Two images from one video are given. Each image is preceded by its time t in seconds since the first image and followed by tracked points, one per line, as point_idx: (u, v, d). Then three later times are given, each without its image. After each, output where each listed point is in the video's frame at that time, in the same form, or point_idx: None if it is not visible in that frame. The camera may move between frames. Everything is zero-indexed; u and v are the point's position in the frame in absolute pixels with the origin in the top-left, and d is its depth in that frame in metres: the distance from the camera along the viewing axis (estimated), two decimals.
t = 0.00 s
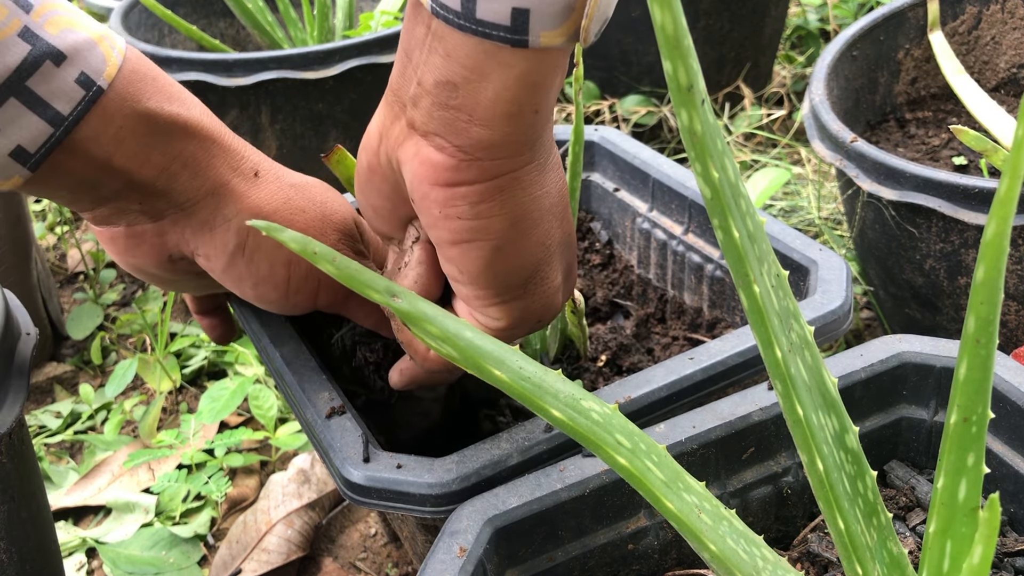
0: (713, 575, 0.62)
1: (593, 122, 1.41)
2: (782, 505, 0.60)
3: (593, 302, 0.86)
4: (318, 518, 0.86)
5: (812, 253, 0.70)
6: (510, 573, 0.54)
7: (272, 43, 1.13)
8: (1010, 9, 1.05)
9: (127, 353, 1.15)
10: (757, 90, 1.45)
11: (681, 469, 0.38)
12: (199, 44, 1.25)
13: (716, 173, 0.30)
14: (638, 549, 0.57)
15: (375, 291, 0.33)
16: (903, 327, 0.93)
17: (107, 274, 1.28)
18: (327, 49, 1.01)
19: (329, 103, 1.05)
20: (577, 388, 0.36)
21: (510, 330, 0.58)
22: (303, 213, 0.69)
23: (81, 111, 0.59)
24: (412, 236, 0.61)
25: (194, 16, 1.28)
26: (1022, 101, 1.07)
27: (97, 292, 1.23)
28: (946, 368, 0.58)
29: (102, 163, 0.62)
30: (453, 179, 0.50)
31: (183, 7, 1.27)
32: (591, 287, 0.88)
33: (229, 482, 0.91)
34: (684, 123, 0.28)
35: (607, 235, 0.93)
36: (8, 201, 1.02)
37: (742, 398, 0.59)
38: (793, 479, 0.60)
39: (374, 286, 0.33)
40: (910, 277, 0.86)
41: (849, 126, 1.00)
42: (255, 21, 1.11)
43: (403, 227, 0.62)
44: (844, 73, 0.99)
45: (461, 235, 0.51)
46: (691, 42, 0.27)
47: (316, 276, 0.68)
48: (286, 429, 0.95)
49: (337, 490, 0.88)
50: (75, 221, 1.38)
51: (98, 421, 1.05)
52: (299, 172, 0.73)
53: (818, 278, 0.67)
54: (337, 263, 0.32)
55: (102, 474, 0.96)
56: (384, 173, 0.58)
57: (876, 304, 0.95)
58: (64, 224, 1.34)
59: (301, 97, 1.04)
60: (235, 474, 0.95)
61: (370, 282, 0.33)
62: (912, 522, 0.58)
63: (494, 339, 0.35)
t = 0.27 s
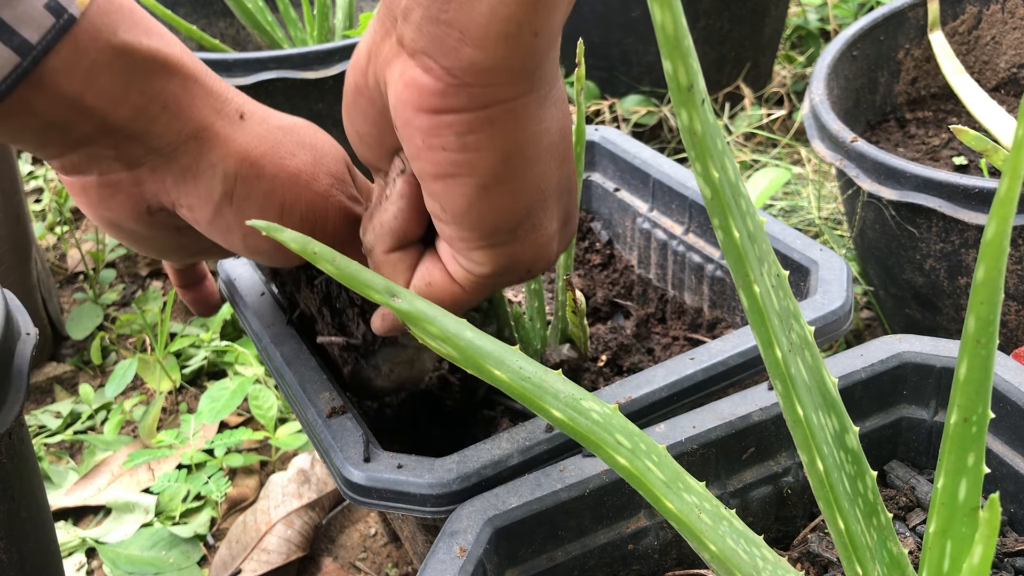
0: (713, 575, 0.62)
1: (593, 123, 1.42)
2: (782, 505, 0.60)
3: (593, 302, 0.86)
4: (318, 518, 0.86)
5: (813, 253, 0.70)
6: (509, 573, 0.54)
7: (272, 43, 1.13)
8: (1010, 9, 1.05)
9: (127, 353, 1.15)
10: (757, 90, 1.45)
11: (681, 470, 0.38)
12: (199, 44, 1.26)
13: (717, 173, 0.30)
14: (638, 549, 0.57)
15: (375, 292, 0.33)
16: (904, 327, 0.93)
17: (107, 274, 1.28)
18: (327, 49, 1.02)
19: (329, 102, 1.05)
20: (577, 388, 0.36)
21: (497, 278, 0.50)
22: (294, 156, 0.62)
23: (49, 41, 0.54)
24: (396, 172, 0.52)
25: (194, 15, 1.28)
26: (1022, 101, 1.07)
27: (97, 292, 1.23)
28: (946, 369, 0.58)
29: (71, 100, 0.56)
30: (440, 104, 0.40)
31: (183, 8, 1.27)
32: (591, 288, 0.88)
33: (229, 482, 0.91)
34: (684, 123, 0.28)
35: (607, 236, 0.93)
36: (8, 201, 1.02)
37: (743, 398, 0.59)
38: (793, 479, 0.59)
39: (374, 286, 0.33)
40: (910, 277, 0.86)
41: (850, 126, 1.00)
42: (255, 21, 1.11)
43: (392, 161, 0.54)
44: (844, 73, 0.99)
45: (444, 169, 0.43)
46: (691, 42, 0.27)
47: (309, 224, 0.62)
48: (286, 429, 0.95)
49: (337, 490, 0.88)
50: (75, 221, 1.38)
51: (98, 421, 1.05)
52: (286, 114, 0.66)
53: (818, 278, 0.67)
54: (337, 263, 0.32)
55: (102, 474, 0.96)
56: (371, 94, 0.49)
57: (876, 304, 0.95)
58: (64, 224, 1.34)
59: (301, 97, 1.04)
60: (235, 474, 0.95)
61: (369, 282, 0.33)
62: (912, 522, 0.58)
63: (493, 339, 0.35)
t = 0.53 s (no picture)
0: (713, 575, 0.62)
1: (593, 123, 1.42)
2: (782, 505, 0.60)
3: (593, 302, 0.86)
4: (318, 518, 0.86)
5: (813, 253, 0.70)
6: (509, 573, 0.54)
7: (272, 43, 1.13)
8: (1010, 9, 1.05)
9: (127, 353, 1.15)
10: (757, 90, 1.45)
11: (681, 469, 0.38)
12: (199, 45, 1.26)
13: (717, 173, 0.30)
14: (638, 549, 0.57)
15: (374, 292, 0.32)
16: (904, 327, 0.93)
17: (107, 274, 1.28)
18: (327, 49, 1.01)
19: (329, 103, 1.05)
20: (576, 388, 0.36)
21: (421, 94, 0.31)
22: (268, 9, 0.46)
23: None
24: None
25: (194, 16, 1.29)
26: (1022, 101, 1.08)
27: (97, 292, 1.23)
28: (946, 369, 0.58)
29: None
30: None
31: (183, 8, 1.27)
32: (591, 288, 0.88)
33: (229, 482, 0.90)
34: (684, 123, 0.29)
35: (607, 236, 0.93)
36: (8, 201, 1.02)
37: (742, 398, 0.59)
38: (793, 479, 0.59)
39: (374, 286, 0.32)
40: (910, 277, 0.86)
41: (850, 126, 1.00)
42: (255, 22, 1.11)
43: None
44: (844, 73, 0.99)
45: None
46: (691, 43, 0.27)
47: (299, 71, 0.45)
48: (286, 429, 0.95)
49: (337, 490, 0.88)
50: (75, 221, 1.38)
51: (98, 420, 1.05)
52: None
53: (818, 278, 0.67)
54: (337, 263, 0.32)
55: (102, 474, 0.96)
56: None
57: (876, 304, 0.95)
58: (64, 224, 1.34)
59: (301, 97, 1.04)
60: (235, 474, 0.95)
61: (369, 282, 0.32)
62: (912, 522, 0.58)
63: (494, 339, 0.35)
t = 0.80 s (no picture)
0: (713, 574, 0.63)
1: (593, 123, 1.42)
2: (782, 505, 0.60)
3: (593, 302, 0.86)
4: (318, 518, 0.86)
5: (812, 253, 0.70)
6: (509, 573, 0.54)
7: (273, 44, 1.13)
8: (1010, 9, 1.05)
9: (127, 353, 1.15)
10: (757, 90, 1.46)
11: (681, 469, 0.38)
12: (199, 44, 1.26)
13: (716, 173, 0.30)
14: (638, 549, 0.57)
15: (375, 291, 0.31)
16: (903, 327, 0.93)
17: (107, 274, 1.28)
18: (327, 49, 1.00)
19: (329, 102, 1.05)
20: (576, 387, 0.36)
21: None
22: None
23: None
24: None
25: (195, 16, 1.29)
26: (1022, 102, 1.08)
27: (97, 292, 1.23)
28: (945, 369, 0.58)
29: None
30: None
31: (183, 8, 1.27)
32: (591, 287, 0.88)
33: (230, 482, 0.90)
34: (684, 123, 0.29)
35: (607, 236, 0.93)
36: (8, 201, 1.02)
37: (742, 398, 0.59)
38: (792, 479, 0.60)
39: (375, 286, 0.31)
40: (910, 277, 0.86)
41: (850, 126, 1.00)
42: (255, 22, 1.11)
43: None
44: (844, 74, 0.99)
45: None
46: (691, 42, 0.27)
47: None
48: (286, 429, 0.95)
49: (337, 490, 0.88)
50: (75, 221, 1.39)
51: (98, 420, 1.05)
52: None
53: (818, 278, 0.67)
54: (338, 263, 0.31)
55: (102, 474, 0.96)
56: None
57: (875, 304, 0.96)
58: (64, 224, 1.35)
59: (301, 97, 1.04)
60: (235, 474, 0.95)
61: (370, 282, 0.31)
62: (912, 522, 0.58)
63: (493, 339, 0.35)
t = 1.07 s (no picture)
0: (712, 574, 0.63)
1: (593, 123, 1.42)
2: (782, 505, 0.60)
3: (593, 302, 0.86)
4: (318, 518, 0.86)
5: (812, 253, 0.70)
6: (509, 572, 0.54)
7: (273, 44, 1.13)
8: (1010, 9, 1.06)
9: (127, 353, 1.15)
10: (757, 90, 1.46)
11: (681, 469, 0.38)
12: (200, 44, 1.26)
13: (716, 173, 0.30)
14: (638, 548, 0.57)
15: (375, 292, 0.31)
16: (903, 327, 0.93)
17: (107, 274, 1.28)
18: (327, 49, 1.01)
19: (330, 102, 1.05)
20: (577, 387, 0.36)
21: None
22: None
23: None
24: None
25: (195, 16, 1.29)
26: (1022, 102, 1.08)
27: (97, 292, 1.24)
28: (945, 368, 0.58)
29: None
30: None
31: (183, 8, 1.27)
32: (592, 288, 0.89)
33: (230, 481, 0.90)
34: (684, 123, 0.29)
35: (607, 236, 0.94)
36: (8, 201, 1.02)
37: (742, 398, 0.59)
38: (792, 479, 0.60)
39: (375, 286, 0.31)
40: (910, 277, 0.86)
41: (850, 126, 1.00)
42: (255, 22, 1.11)
43: None
44: (844, 74, 1.00)
45: None
46: (691, 42, 0.27)
47: None
48: (286, 429, 0.95)
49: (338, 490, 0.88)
50: (75, 222, 1.39)
51: (98, 420, 1.05)
52: None
53: (818, 278, 0.67)
54: (337, 263, 0.31)
55: (102, 474, 0.96)
56: None
57: (875, 304, 0.96)
58: (64, 224, 1.35)
59: (301, 97, 1.05)
60: (235, 474, 0.95)
61: (370, 282, 0.31)
62: (911, 522, 0.58)
63: (492, 337, 0.34)
